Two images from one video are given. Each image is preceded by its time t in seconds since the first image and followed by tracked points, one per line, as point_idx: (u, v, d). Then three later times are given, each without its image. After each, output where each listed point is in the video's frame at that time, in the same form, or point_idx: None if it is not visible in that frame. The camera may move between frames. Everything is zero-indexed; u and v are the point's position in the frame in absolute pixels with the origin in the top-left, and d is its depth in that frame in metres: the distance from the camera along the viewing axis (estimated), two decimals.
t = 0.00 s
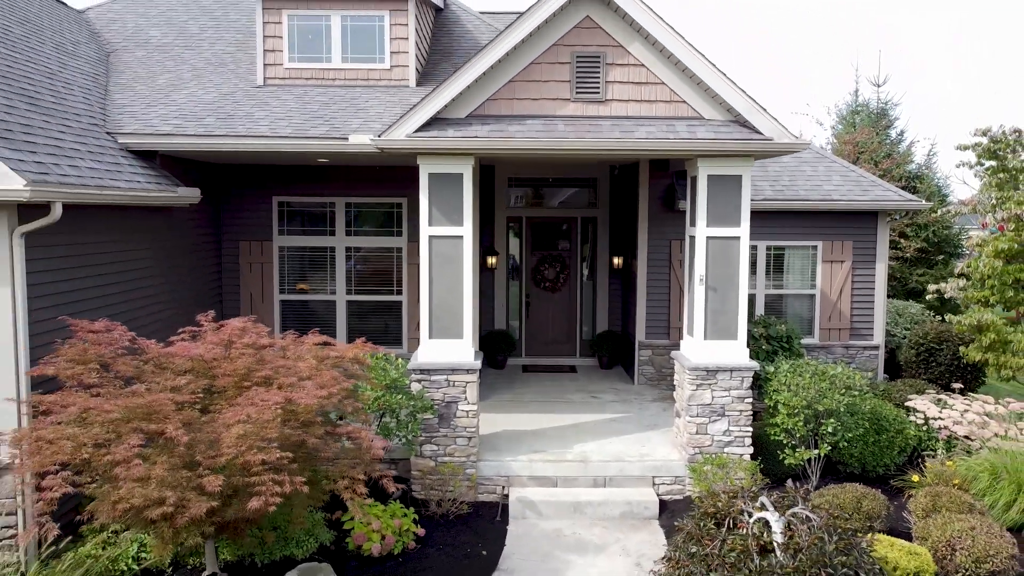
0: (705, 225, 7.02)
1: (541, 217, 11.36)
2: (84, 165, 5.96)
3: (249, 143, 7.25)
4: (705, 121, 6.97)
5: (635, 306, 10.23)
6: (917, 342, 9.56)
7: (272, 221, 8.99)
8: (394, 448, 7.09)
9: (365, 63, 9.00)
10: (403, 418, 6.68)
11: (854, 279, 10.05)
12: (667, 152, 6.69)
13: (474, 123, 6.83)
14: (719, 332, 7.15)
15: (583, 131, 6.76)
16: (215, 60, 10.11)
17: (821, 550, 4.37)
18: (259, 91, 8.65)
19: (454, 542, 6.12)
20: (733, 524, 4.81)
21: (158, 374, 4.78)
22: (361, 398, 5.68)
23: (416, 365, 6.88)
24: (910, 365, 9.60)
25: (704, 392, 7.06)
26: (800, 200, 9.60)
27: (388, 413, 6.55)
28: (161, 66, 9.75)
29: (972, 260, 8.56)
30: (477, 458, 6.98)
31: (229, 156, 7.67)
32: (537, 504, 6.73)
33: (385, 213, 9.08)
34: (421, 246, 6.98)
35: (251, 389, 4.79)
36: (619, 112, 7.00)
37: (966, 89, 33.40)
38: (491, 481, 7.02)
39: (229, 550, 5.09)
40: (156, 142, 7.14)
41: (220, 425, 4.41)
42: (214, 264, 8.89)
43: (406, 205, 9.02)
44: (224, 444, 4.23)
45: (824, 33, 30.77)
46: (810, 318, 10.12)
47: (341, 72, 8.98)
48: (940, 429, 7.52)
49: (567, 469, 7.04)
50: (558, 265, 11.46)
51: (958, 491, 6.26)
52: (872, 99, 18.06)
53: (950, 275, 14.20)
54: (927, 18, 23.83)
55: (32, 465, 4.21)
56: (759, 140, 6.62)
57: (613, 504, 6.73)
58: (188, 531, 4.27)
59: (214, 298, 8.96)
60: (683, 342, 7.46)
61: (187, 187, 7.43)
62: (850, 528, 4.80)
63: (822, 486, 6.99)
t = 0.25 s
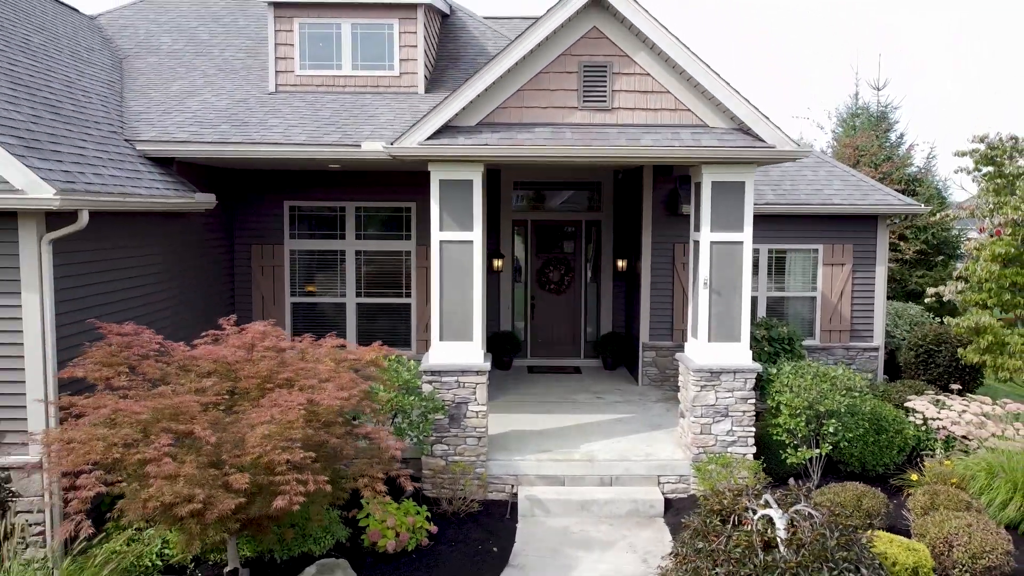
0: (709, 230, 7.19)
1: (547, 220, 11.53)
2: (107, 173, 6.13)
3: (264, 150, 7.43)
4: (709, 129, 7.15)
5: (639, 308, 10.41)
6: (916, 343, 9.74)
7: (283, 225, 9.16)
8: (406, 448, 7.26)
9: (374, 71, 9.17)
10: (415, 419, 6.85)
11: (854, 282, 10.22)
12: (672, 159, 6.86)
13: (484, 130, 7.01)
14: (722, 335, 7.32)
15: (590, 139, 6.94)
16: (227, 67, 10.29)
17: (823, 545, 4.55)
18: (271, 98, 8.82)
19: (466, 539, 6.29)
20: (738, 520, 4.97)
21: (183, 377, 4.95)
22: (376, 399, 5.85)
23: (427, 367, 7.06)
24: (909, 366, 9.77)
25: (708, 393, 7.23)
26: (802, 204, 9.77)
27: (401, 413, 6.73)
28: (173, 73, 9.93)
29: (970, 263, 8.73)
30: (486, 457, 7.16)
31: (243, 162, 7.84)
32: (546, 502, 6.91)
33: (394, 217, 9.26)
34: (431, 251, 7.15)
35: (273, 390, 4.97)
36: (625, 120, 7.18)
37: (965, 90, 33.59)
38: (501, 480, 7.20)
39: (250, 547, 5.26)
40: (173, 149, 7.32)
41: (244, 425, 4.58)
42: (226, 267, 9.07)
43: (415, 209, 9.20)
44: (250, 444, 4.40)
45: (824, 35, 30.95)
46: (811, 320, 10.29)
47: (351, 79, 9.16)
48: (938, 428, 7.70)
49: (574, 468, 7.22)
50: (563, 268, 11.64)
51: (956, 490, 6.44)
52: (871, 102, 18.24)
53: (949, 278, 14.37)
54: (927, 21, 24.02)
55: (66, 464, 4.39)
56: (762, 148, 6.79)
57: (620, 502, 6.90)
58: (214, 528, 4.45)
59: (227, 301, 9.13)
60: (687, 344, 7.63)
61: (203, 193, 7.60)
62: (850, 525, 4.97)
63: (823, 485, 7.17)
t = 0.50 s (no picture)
0: (714, 234, 7.37)
1: (552, 222, 11.69)
2: (130, 179, 6.30)
3: (279, 156, 7.60)
4: (714, 135, 7.31)
5: (643, 309, 10.58)
6: (915, 344, 9.91)
7: (295, 227, 9.33)
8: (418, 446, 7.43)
9: (385, 76, 9.35)
10: (427, 418, 7.02)
11: (855, 283, 10.39)
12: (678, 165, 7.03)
13: (495, 136, 7.18)
14: (727, 336, 7.50)
15: (598, 145, 7.11)
16: (238, 72, 10.46)
17: (826, 539, 4.72)
18: (284, 103, 9.00)
19: (478, 535, 6.46)
20: (744, 516, 5.14)
21: (208, 377, 5.13)
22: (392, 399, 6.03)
23: (439, 367, 7.23)
24: (909, 366, 9.94)
25: (713, 392, 7.41)
26: (804, 207, 9.94)
27: (414, 412, 6.90)
28: (186, 78, 10.10)
29: (969, 265, 8.91)
30: (497, 455, 7.33)
31: (257, 167, 8.02)
32: (555, 499, 7.08)
33: (403, 220, 9.43)
34: (443, 254, 7.32)
35: (295, 391, 5.14)
36: (632, 126, 7.35)
37: (965, 91, 33.74)
38: (510, 477, 7.37)
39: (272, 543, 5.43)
40: (190, 155, 7.49)
41: (269, 424, 4.75)
42: (239, 269, 9.23)
43: (424, 212, 9.37)
44: (275, 442, 4.57)
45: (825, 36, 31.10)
46: (812, 320, 10.46)
47: (362, 84, 9.33)
48: (938, 427, 7.88)
49: (582, 466, 7.39)
50: (569, 269, 11.80)
51: (955, 487, 6.61)
52: (872, 104, 18.40)
53: (949, 278, 14.54)
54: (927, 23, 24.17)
55: (99, 462, 4.56)
56: (766, 154, 6.97)
57: (627, 499, 7.07)
58: (241, 522, 4.63)
59: (240, 302, 9.30)
60: (693, 345, 7.81)
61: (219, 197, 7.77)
62: (852, 520, 5.15)
63: (825, 482, 7.35)
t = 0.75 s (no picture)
0: (719, 237, 7.54)
1: (558, 223, 11.87)
2: (152, 185, 6.48)
3: (294, 160, 7.78)
4: (720, 140, 7.48)
5: (648, 309, 10.76)
6: (916, 344, 10.09)
7: (307, 229, 9.51)
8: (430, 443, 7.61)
9: (395, 81, 9.52)
10: (440, 416, 7.20)
11: (857, 284, 10.57)
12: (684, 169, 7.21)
13: (505, 142, 7.36)
14: (732, 336, 7.68)
15: (606, 150, 7.29)
16: (250, 76, 10.63)
17: (830, 533, 4.89)
18: (296, 108, 9.17)
19: (490, 530, 6.65)
20: (750, 511, 5.37)
21: (233, 377, 5.31)
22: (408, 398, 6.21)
23: (451, 367, 7.41)
24: (909, 365, 10.12)
25: (718, 391, 7.59)
26: (806, 209, 10.10)
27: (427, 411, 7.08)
28: (199, 82, 10.27)
29: (969, 267, 9.09)
30: (507, 453, 7.52)
31: (272, 171, 8.19)
32: (564, 496, 7.26)
33: (413, 222, 9.60)
34: (455, 256, 7.50)
35: (317, 390, 5.32)
36: (639, 131, 7.52)
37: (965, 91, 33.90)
38: (520, 474, 7.55)
39: (293, 537, 5.61)
40: (207, 160, 7.67)
41: (293, 422, 4.94)
42: (252, 270, 9.41)
43: (434, 215, 9.54)
44: (300, 440, 4.75)
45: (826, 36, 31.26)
46: (814, 320, 10.64)
47: (373, 89, 9.51)
48: (937, 426, 8.07)
49: (590, 463, 7.57)
50: (574, 270, 11.98)
51: (954, 483, 6.79)
52: (873, 106, 18.58)
53: (948, 279, 14.71)
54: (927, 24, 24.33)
55: (130, 458, 4.74)
56: (770, 159, 7.14)
57: (634, 495, 7.25)
58: (267, 516, 4.81)
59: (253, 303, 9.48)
60: (698, 345, 7.99)
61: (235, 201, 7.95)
62: (854, 516, 5.33)
63: (828, 479, 7.53)
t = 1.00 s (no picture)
0: (725, 240, 7.72)
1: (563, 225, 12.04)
2: (174, 190, 6.67)
3: (309, 165, 7.96)
4: (725, 146, 7.66)
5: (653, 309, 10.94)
6: (916, 344, 10.28)
7: (319, 232, 9.69)
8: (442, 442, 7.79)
9: (404, 87, 9.70)
10: (452, 415, 7.38)
11: (858, 285, 10.75)
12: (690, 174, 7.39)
13: (516, 147, 7.54)
14: (737, 337, 7.86)
15: (614, 155, 7.46)
16: (261, 80, 10.81)
17: (833, 528, 5.09)
18: (308, 113, 9.35)
19: (502, 526, 6.83)
20: (756, 506, 5.52)
21: (257, 377, 5.51)
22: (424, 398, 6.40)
23: (462, 366, 7.59)
24: (909, 365, 10.30)
25: (723, 391, 7.77)
26: (809, 212, 10.28)
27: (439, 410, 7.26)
28: (211, 87, 10.45)
29: (968, 269, 9.27)
30: (517, 451, 7.70)
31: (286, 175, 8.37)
32: (573, 493, 7.44)
33: (423, 225, 9.79)
34: (466, 259, 7.69)
35: (338, 390, 5.51)
36: (646, 137, 7.70)
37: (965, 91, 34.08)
38: (530, 472, 7.73)
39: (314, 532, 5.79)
40: (223, 165, 7.84)
41: (316, 421, 5.13)
42: (265, 272, 9.59)
43: (443, 217, 9.72)
44: (323, 438, 4.94)
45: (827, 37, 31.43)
46: (816, 321, 10.82)
47: (383, 94, 9.69)
48: (937, 425, 8.26)
49: (598, 461, 7.75)
50: (579, 271, 12.15)
51: (954, 481, 6.98)
52: (874, 108, 18.76)
53: (948, 279, 14.89)
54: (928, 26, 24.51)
55: (161, 455, 4.94)
56: (774, 164, 7.31)
57: (641, 492, 7.44)
58: (292, 511, 5.01)
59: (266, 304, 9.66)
60: (703, 345, 8.17)
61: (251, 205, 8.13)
62: (856, 511, 5.52)
63: (830, 476, 7.72)
